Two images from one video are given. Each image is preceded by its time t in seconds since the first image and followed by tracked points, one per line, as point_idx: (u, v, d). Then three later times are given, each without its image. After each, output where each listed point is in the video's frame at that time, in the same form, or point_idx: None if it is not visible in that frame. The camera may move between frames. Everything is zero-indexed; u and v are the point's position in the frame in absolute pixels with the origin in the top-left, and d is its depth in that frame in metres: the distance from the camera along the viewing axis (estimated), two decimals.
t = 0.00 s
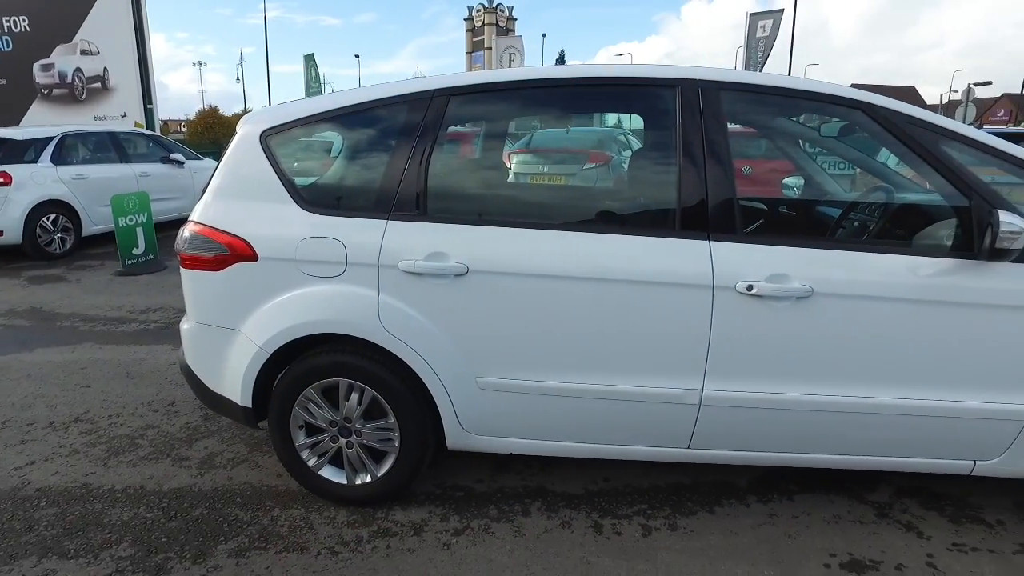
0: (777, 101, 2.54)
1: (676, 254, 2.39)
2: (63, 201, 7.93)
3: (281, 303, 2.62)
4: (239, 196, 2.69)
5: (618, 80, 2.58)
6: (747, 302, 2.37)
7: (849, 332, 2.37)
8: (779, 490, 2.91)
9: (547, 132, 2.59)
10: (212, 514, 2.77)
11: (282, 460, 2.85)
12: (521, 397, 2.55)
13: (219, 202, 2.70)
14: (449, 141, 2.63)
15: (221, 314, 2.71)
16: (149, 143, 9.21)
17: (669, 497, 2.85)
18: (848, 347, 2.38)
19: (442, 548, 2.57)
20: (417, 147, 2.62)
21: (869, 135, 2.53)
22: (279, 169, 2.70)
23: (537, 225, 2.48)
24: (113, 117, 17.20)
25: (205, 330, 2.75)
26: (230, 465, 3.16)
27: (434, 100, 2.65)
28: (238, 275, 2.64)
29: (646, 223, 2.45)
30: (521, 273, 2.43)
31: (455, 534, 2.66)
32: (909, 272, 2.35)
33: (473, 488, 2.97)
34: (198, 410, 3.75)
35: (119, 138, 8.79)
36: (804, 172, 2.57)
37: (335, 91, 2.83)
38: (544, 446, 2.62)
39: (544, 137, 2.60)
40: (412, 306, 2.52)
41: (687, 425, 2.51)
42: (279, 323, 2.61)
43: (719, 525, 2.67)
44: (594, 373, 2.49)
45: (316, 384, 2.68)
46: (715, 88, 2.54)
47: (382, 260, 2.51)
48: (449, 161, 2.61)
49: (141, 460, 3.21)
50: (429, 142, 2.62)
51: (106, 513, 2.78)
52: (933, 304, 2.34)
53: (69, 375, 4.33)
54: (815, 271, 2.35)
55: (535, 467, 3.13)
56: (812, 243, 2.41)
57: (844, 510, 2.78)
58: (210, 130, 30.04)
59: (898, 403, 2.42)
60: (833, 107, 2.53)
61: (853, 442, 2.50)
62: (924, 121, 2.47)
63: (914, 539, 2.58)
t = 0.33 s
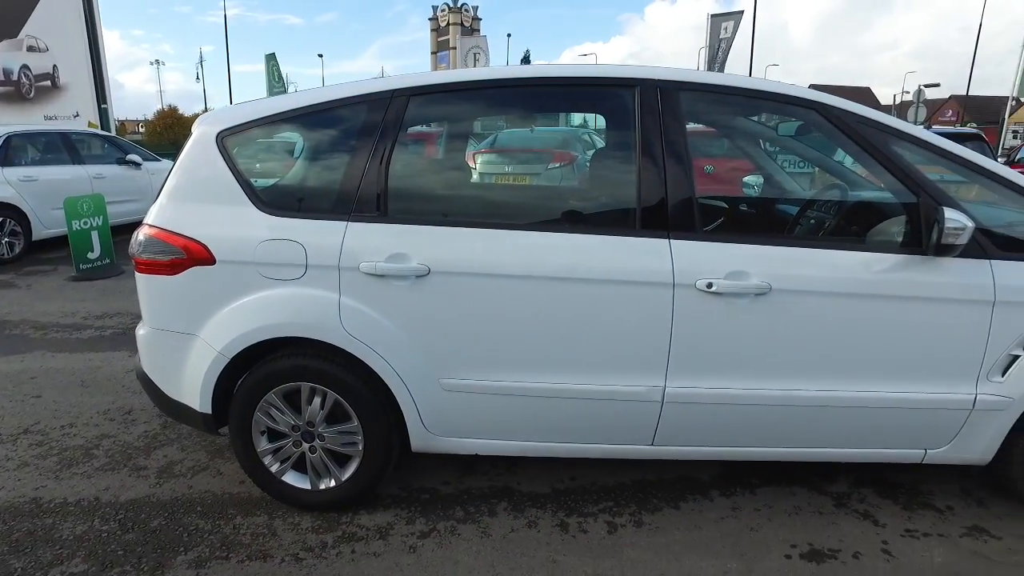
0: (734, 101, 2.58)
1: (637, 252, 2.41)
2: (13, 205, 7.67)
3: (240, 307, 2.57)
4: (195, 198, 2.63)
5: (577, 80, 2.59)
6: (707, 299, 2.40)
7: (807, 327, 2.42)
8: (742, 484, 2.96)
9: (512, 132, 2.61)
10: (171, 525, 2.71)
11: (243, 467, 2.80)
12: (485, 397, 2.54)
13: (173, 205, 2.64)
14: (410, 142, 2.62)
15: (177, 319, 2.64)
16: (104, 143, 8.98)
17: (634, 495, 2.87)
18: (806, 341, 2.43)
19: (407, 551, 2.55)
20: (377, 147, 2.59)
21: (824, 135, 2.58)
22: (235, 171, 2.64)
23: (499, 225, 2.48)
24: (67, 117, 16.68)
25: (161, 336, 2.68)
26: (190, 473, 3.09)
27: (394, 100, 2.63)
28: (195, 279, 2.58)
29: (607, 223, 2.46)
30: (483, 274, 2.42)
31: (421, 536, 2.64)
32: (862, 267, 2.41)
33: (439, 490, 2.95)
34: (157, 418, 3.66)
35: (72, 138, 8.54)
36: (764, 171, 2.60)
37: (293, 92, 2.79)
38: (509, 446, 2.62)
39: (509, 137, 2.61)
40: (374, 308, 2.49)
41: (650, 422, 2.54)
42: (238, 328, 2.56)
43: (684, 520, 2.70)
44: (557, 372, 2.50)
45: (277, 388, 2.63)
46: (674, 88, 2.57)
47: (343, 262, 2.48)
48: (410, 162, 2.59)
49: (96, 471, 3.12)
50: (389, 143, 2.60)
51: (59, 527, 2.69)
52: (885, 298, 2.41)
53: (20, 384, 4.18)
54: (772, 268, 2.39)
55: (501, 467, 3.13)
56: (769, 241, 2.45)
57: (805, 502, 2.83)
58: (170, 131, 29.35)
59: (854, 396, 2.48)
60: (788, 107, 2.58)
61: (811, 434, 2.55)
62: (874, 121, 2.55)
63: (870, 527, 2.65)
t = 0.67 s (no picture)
0: (691, 100, 2.61)
1: (597, 251, 2.42)
2: None
3: (196, 310, 2.51)
4: (148, 200, 2.56)
5: (537, 80, 2.59)
6: (667, 297, 2.42)
7: (765, 323, 2.46)
8: (706, 479, 2.99)
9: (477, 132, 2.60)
10: (127, 536, 2.63)
11: (203, 474, 2.74)
12: (449, 398, 2.53)
13: (125, 207, 2.57)
14: (368, 142, 2.59)
15: (131, 324, 2.57)
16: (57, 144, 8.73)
17: (599, 493, 2.89)
18: (764, 336, 2.47)
19: (371, 555, 2.52)
20: (337, 147, 2.56)
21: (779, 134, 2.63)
22: (190, 172, 2.58)
23: (460, 225, 2.47)
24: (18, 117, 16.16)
25: (114, 342, 2.61)
26: (147, 482, 3.02)
27: (353, 100, 2.60)
28: (149, 282, 2.52)
29: (568, 222, 2.47)
30: (444, 274, 2.41)
31: (385, 540, 2.61)
32: (817, 263, 2.46)
33: (405, 492, 2.93)
34: (112, 427, 3.56)
35: (22, 138, 8.29)
36: (727, 170, 2.69)
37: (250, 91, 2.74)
38: (473, 447, 2.61)
39: (474, 136, 2.59)
40: (335, 310, 2.46)
41: (613, 420, 2.55)
42: (194, 332, 2.50)
43: (648, 516, 2.73)
44: (520, 372, 2.49)
45: (237, 393, 2.58)
46: (634, 88, 2.59)
47: (302, 263, 2.44)
48: (370, 162, 2.57)
49: (47, 483, 3.02)
50: (347, 145, 2.57)
51: (7, 543, 2.60)
52: (840, 293, 2.46)
53: None
54: (730, 265, 2.42)
55: (467, 468, 3.12)
56: (727, 238, 2.48)
57: (766, 495, 2.88)
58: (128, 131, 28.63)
59: (811, 390, 2.53)
60: (745, 107, 2.62)
61: (770, 428, 2.60)
62: (828, 120, 2.60)
63: (828, 517, 2.70)
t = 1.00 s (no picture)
0: (649, 99, 2.63)
1: (557, 250, 2.42)
2: None
3: (148, 315, 2.44)
4: (96, 202, 2.49)
5: (495, 80, 2.59)
6: (626, 296, 2.43)
7: (723, 320, 2.49)
8: (669, 475, 3.02)
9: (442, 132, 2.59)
10: (78, 550, 2.55)
11: (158, 483, 2.66)
12: (410, 401, 2.50)
13: (72, 210, 2.49)
14: (325, 142, 2.55)
15: (80, 330, 2.49)
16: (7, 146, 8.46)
17: (564, 492, 2.89)
18: (723, 333, 2.50)
19: (333, 561, 2.48)
20: (293, 148, 2.52)
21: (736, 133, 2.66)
22: (141, 172, 2.52)
23: (419, 225, 2.45)
24: None
25: (63, 349, 2.53)
26: (100, 494, 2.93)
27: (309, 99, 2.56)
28: (99, 287, 2.44)
29: (528, 221, 2.47)
30: (403, 275, 2.39)
31: (348, 545, 2.58)
32: (774, 260, 2.50)
33: (368, 496, 2.90)
34: (64, 437, 3.46)
35: None
36: (689, 170, 2.78)
37: (203, 90, 2.68)
38: (435, 448, 2.59)
39: (439, 136, 2.57)
40: (292, 313, 2.42)
41: (575, 419, 2.56)
42: (147, 338, 2.43)
43: (612, 514, 2.74)
44: (482, 372, 2.48)
45: (193, 399, 2.52)
46: (592, 87, 2.60)
47: (258, 266, 2.40)
48: (327, 162, 2.53)
49: None
50: (303, 146, 2.53)
51: None
52: (795, 290, 2.50)
53: None
54: (689, 263, 2.44)
55: (431, 470, 3.10)
56: (685, 236, 2.50)
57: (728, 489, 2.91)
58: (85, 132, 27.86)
59: (768, 385, 2.57)
60: (703, 106, 2.64)
61: (729, 424, 2.63)
62: (784, 120, 2.64)
63: (788, 510, 2.75)
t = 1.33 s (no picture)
0: (609, 99, 2.64)
1: (519, 250, 2.41)
2: None
3: (99, 322, 2.36)
4: (41, 205, 2.40)
5: (455, 79, 2.57)
6: (588, 295, 2.43)
7: (685, 318, 2.51)
8: (634, 474, 3.03)
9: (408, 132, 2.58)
10: (26, 568, 2.46)
11: (112, 495, 2.58)
12: (372, 404, 2.47)
13: (15, 214, 2.39)
14: (281, 143, 2.50)
15: (25, 339, 2.40)
16: None
17: (529, 493, 2.88)
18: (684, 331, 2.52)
19: (296, 569, 2.44)
20: (249, 148, 2.47)
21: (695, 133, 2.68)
22: (89, 174, 2.43)
23: (378, 226, 2.42)
24: None
25: (7, 358, 2.43)
26: (51, 508, 2.83)
27: (264, 98, 2.51)
28: (45, 294, 2.35)
29: (489, 221, 2.45)
30: (363, 277, 2.35)
31: (311, 552, 2.54)
32: (733, 258, 2.52)
33: (332, 501, 2.86)
34: (11, 450, 3.33)
35: None
36: (654, 170, 2.78)
37: (154, 90, 2.60)
38: (399, 452, 2.56)
39: (405, 136, 2.57)
40: (249, 317, 2.37)
41: (539, 419, 2.55)
42: (97, 345, 2.36)
43: (578, 514, 2.74)
44: (444, 374, 2.46)
45: (148, 407, 2.44)
46: (552, 86, 2.59)
47: (213, 269, 2.34)
48: (283, 163, 2.48)
49: None
50: (258, 147, 2.47)
51: None
52: (755, 287, 2.53)
53: None
54: (650, 262, 2.45)
55: (396, 473, 3.07)
56: (646, 235, 2.51)
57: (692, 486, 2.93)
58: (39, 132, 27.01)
59: (729, 382, 2.59)
60: (664, 106, 2.66)
61: (692, 421, 2.65)
62: (744, 120, 2.67)
63: (751, 505, 2.78)
